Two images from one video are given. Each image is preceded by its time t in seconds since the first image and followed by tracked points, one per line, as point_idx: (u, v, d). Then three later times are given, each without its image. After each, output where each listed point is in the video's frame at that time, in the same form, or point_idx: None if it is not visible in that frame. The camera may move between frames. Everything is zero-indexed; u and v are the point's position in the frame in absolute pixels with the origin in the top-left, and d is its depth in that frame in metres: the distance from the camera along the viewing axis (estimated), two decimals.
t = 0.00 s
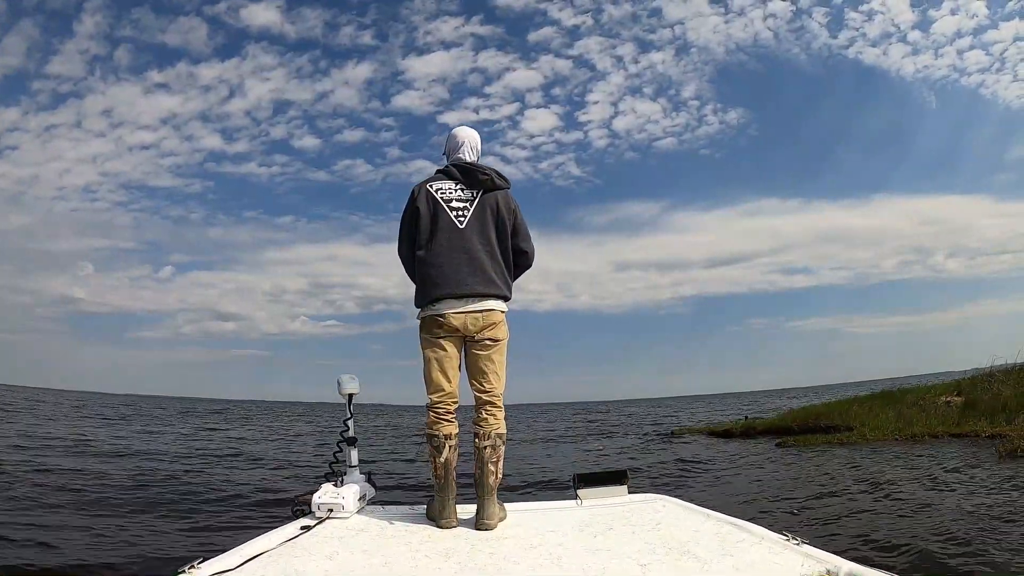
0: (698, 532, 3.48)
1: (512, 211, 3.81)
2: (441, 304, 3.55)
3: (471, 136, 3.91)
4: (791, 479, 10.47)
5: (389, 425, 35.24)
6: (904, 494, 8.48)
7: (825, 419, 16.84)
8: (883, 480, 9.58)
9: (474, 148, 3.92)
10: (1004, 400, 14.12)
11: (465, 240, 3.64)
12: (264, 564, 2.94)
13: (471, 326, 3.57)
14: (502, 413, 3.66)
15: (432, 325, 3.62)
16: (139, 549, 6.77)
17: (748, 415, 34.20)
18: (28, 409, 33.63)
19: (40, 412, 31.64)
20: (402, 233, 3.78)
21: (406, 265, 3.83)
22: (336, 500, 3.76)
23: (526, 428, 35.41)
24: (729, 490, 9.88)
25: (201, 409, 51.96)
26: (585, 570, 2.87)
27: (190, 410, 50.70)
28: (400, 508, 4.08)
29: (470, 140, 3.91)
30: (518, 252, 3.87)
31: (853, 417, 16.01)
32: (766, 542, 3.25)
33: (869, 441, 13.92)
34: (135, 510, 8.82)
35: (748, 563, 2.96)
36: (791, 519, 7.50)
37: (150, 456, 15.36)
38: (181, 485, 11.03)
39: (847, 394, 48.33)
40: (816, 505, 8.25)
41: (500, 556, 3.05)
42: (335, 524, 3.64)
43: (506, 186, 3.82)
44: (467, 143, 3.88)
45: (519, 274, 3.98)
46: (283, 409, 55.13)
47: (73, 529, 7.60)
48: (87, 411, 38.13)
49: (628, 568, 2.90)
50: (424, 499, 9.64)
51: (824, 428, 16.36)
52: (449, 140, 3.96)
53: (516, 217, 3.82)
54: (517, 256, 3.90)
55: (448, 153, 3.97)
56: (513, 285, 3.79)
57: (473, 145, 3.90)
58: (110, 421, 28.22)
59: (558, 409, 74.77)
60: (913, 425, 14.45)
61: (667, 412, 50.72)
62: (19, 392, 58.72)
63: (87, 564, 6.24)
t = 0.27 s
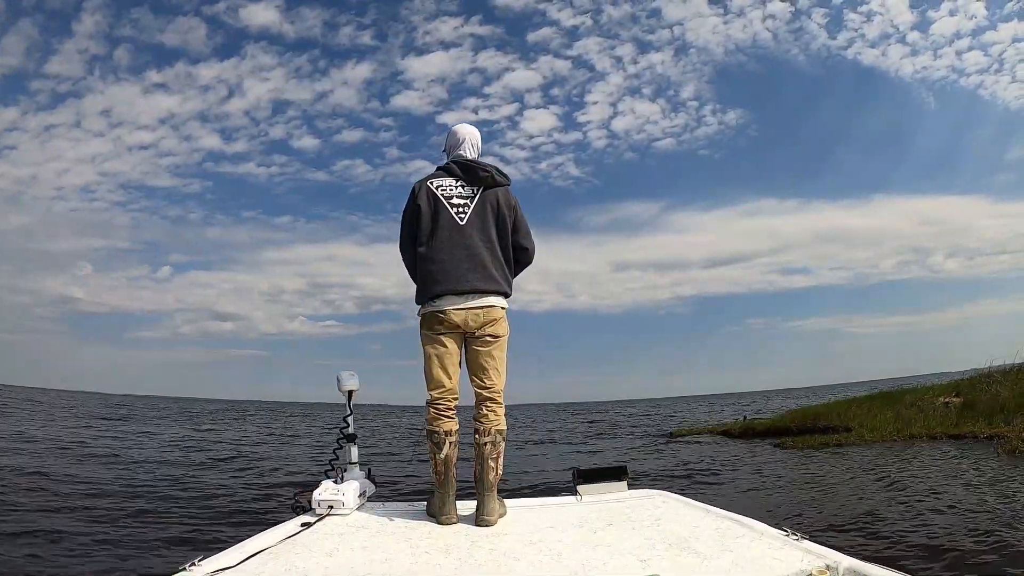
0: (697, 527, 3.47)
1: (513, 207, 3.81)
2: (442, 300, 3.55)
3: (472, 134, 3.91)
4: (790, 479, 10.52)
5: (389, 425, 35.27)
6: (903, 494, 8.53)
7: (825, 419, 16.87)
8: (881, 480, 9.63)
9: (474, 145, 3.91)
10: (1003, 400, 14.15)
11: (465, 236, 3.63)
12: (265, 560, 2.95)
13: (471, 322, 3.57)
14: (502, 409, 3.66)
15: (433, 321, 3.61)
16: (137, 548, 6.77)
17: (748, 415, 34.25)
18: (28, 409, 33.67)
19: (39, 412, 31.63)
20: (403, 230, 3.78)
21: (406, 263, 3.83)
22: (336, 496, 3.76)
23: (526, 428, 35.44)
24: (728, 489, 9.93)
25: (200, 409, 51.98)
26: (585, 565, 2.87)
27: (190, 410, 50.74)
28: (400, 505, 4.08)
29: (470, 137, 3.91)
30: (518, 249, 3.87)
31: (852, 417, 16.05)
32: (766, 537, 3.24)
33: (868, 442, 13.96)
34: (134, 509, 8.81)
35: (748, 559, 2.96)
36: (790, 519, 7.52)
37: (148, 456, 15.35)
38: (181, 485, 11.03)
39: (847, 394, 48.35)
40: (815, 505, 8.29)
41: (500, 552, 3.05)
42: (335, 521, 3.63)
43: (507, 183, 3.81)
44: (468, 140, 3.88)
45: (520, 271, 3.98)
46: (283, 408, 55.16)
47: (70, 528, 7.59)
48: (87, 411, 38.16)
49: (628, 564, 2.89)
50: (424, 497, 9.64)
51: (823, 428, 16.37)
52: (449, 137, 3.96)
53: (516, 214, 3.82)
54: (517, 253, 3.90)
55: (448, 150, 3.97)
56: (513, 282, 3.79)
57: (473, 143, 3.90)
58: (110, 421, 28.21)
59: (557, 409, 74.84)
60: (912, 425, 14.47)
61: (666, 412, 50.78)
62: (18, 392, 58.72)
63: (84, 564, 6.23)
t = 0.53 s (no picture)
0: (696, 525, 3.47)
1: (512, 206, 3.81)
2: (442, 298, 3.55)
3: (472, 132, 3.91)
4: (788, 479, 10.57)
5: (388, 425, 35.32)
6: (900, 494, 8.59)
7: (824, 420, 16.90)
8: (879, 480, 9.69)
9: (474, 145, 3.91)
10: (1001, 401, 14.18)
11: (465, 235, 3.63)
12: (265, 558, 2.95)
13: (469, 320, 3.57)
14: (502, 408, 3.67)
15: (432, 319, 3.61)
16: (134, 549, 6.77)
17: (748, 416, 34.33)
18: (28, 409, 33.74)
19: (38, 412, 31.62)
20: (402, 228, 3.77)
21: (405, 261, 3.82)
22: (337, 494, 3.76)
23: (526, 428, 35.46)
24: (727, 489, 10.00)
25: (199, 410, 52.05)
26: (584, 563, 2.87)
27: (189, 410, 50.80)
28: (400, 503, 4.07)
29: (470, 136, 3.91)
30: (518, 247, 3.87)
31: (851, 418, 16.08)
32: (765, 536, 3.25)
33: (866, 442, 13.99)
34: (132, 509, 8.81)
35: (747, 557, 2.96)
36: (790, 519, 7.54)
37: (147, 456, 15.34)
38: (182, 485, 11.06)
39: (847, 395, 48.37)
40: (812, 505, 8.34)
41: (500, 550, 3.05)
42: (335, 519, 3.63)
43: (506, 181, 3.82)
44: (467, 139, 3.88)
45: (520, 270, 3.98)
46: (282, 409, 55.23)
47: (68, 528, 7.59)
48: (86, 412, 38.22)
49: (628, 563, 2.89)
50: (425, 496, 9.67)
51: (822, 428, 16.39)
52: (448, 135, 3.96)
53: (516, 212, 3.82)
54: (517, 252, 3.90)
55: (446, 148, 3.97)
56: (513, 281, 3.79)
57: (473, 143, 3.90)
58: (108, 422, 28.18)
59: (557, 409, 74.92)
60: (911, 426, 14.48)
61: (666, 412, 50.83)
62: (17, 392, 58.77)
63: (81, 564, 6.23)
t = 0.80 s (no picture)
0: (695, 526, 3.48)
1: (510, 205, 3.81)
2: (440, 298, 3.55)
3: (469, 132, 3.91)
4: (786, 479, 10.58)
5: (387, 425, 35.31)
6: (898, 495, 8.61)
7: (822, 420, 16.90)
8: (878, 481, 9.71)
9: (472, 145, 3.91)
10: (1000, 402, 14.19)
11: (463, 234, 3.63)
12: (264, 557, 2.95)
13: (467, 320, 3.57)
14: (500, 407, 3.67)
15: (430, 319, 3.61)
16: (132, 549, 6.76)
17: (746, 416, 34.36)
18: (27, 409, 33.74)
19: (38, 412, 31.61)
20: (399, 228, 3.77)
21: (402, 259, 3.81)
22: (336, 493, 3.75)
23: (526, 429, 35.49)
24: (725, 490, 10.02)
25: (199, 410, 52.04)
26: (582, 564, 2.87)
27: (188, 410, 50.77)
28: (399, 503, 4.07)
29: (467, 135, 3.91)
30: (516, 247, 3.87)
31: (850, 419, 16.10)
32: (764, 537, 3.25)
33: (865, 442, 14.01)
34: (130, 509, 8.81)
35: (745, 558, 2.96)
36: (789, 519, 7.56)
37: (146, 456, 15.35)
38: (182, 485, 11.07)
39: (847, 396, 48.39)
40: (810, 505, 8.36)
41: (499, 550, 3.05)
42: (334, 518, 3.63)
43: (504, 181, 3.82)
44: (464, 139, 3.89)
45: (518, 269, 3.98)
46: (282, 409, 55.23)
47: (66, 528, 7.58)
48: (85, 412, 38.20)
49: (626, 563, 2.89)
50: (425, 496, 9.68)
51: (821, 429, 16.39)
52: (445, 135, 3.96)
53: (514, 212, 3.82)
54: (515, 251, 3.90)
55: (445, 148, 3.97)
56: (511, 280, 3.80)
57: (471, 143, 3.90)
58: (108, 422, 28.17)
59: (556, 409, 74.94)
60: (910, 426, 14.49)
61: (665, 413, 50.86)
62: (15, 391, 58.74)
63: (78, 564, 6.22)
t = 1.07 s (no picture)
0: (695, 529, 3.48)
1: (509, 206, 3.81)
2: (439, 300, 3.55)
3: (468, 133, 3.91)
4: (783, 480, 10.60)
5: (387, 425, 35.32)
6: (895, 495, 8.63)
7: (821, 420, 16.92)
8: (875, 481, 9.72)
9: (470, 146, 3.91)
10: (998, 402, 14.21)
11: (461, 235, 3.63)
12: (263, 558, 2.95)
13: (465, 322, 3.56)
14: (499, 410, 3.66)
15: (429, 321, 3.61)
16: (131, 549, 6.76)
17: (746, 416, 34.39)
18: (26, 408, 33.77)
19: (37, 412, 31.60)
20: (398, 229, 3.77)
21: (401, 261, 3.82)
22: (335, 495, 3.76)
23: (526, 428, 35.53)
24: (723, 490, 10.03)
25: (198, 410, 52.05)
26: (582, 567, 2.87)
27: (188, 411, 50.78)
28: (399, 505, 4.07)
29: (466, 136, 3.91)
30: (515, 248, 3.87)
31: (849, 419, 16.11)
32: (764, 540, 3.25)
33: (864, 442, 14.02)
34: (129, 509, 8.82)
35: (744, 561, 2.96)
36: (786, 519, 7.58)
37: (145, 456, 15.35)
38: (182, 485, 11.09)
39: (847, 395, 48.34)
40: (808, 505, 8.38)
41: (498, 552, 3.06)
42: (333, 520, 3.63)
43: (503, 182, 3.82)
44: (463, 140, 3.89)
45: (517, 270, 3.98)
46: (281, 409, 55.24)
47: (64, 528, 7.58)
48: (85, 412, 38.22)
49: (624, 566, 2.90)
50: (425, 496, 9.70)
51: (819, 429, 16.42)
52: (444, 137, 3.96)
53: (513, 213, 3.82)
54: (515, 252, 3.90)
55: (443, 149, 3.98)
56: (510, 281, 3.79)
57: (470, 144, 3.90)
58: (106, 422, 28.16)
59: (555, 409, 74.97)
60: (908, 426, 14.51)
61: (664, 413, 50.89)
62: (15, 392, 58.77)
63: (77, 565, 6.23)
